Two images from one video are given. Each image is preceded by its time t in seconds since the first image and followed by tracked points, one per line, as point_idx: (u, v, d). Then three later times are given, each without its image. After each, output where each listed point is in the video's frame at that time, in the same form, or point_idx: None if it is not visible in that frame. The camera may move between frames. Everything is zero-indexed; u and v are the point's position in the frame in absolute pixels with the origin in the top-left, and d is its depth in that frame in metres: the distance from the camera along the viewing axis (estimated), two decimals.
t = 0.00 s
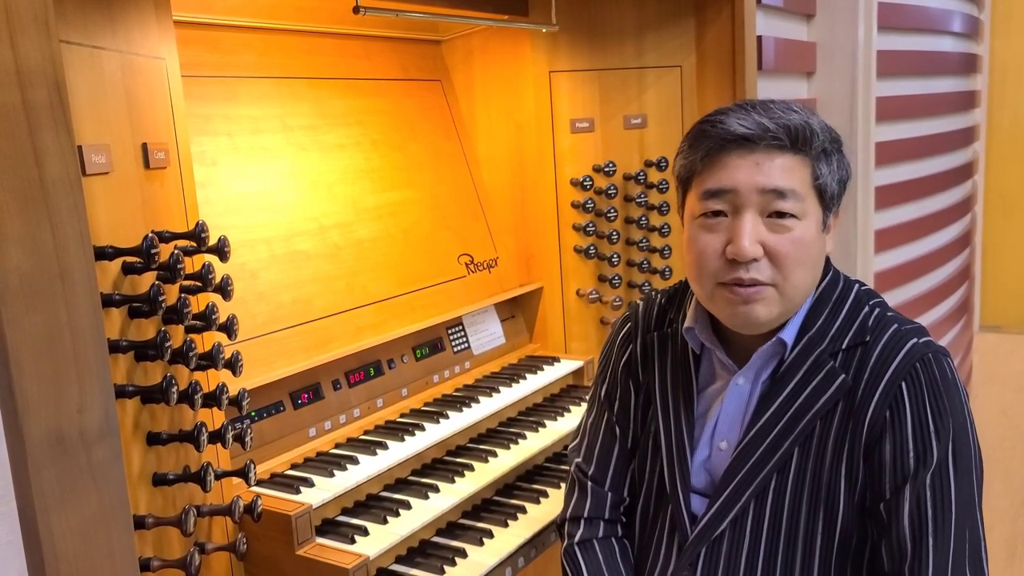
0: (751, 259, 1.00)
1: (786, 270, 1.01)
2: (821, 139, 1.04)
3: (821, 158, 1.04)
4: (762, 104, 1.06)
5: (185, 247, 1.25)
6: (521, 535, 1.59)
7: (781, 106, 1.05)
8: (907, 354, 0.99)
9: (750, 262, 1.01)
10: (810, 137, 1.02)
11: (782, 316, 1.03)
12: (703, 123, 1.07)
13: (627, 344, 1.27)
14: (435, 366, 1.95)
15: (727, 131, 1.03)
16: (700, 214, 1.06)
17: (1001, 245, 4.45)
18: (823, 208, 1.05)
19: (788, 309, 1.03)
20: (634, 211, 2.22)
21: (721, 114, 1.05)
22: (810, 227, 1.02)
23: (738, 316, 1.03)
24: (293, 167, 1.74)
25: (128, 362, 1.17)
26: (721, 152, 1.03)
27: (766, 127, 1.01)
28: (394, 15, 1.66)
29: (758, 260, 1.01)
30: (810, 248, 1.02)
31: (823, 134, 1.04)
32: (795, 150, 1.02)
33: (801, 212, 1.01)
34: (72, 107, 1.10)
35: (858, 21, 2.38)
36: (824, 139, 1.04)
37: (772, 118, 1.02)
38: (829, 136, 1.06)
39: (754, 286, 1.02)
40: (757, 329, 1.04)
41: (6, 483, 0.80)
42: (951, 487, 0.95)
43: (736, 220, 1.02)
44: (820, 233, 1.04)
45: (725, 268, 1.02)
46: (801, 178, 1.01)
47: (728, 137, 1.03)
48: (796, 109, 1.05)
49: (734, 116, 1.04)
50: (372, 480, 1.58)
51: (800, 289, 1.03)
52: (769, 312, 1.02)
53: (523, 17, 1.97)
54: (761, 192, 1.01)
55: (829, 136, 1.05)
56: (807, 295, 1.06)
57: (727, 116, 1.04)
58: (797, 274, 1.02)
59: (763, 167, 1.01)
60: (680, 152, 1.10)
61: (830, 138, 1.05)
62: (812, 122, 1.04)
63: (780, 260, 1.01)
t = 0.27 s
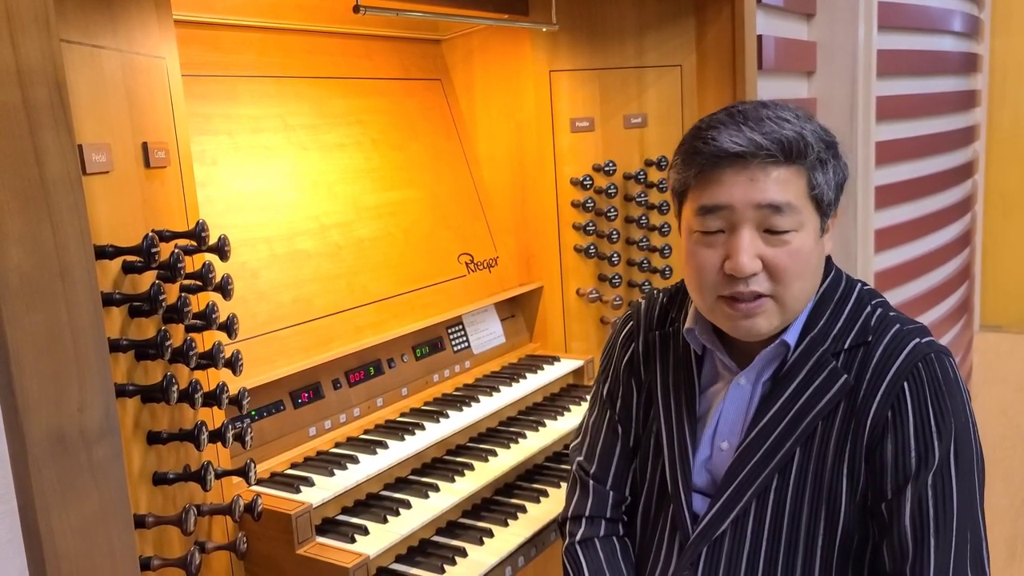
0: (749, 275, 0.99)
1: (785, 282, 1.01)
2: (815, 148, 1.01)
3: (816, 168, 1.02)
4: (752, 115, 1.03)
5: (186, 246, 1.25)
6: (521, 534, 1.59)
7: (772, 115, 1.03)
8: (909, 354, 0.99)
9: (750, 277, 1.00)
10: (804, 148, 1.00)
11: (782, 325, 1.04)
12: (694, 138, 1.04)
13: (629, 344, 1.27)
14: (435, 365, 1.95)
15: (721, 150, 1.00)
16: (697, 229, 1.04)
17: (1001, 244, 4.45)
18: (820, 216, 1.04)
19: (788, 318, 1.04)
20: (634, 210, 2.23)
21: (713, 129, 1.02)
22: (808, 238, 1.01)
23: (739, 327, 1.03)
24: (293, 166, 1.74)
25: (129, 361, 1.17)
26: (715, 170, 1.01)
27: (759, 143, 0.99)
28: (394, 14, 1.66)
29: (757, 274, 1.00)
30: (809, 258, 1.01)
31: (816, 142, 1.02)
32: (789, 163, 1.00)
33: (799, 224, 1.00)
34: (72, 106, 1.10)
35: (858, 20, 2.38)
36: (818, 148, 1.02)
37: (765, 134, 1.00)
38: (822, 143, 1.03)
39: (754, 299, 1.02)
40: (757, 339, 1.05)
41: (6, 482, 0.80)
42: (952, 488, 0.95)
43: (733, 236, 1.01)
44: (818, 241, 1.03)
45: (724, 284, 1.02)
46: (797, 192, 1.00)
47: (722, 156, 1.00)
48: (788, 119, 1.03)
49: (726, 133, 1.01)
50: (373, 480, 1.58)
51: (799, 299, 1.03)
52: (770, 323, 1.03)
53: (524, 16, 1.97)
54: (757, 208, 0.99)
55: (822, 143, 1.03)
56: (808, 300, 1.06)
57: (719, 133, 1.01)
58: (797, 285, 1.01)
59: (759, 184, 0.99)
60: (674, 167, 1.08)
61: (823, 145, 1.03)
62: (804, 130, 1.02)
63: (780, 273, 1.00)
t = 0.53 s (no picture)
0: (749, 292, 0.99)
1: (785, 296, 1.01)
2: (812, 162, 1.00)
3: (814, 182, 1.00)
4: (748, 130, 1.01)
5: (187, 246, 1.26)
6: (522, 533, 1.59)
7: (767, 129, 1.00)
8: (908, 352, 0.99)
9: (749, 294, 1.00)
10: (800, 164, 0.98)
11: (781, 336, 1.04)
12: (689, 158, 1.03)
13: (630, 342, 1.27)
14: (436, 365, 1.95)
15: (717, 171, 0.99)
16: (695, 246, 1.04)
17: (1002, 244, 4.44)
18: (819, 228, 1.03)
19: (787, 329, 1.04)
20: (635, 210, 2.23)
21: (709, 149, 1.00)
22: (808, 251, 1.00)
23: (740, 339, 1.04)
24: (294, 166, 1.74)
25: (130, 360, 1.17)
26: (712, 191, 1.00)
27: (754, 165, 0.97)
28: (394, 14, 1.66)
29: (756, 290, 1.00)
30: (809, 272, 1.01)
31: (813, 154, 1.00)
32: (786, 181, 0.98)
33: (798, 239, 0.99)
34: (74, 106, 1.11)
35: (859, 20, 2.38)
36: (816, 162, 1.00)
37: (762, 154, 0.98)
38: (819, 154, 1.01)
39: (753, 314, 1.02)
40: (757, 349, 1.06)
41: (8, 481, 0.81)
42: (951, 486, 0.95)
43: (732, 254, 1.00)
44: (818, 254, 1.02)
45: (724, 300, 1.02)
46: (796, 208, 0.99)
47: (718, 177, 0.99)
48: (786, 133, 1.00)
49: (720, 153, 0.99)
50: (374, 479, 1.58)
51: (799, 311, 1.03)
52: (769, 335, 1.03)
53: (524, 16, 1.97)
54: (756, 227, 0.99)
55: (819, 154, 1.01)
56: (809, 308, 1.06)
57: (715, 152, 1.00)
58: (796, 299, 1.01)
59: (756, 203, 0.98)
60: (671, 182, 1.06)
61: (821, 156, 1.01)
62: (800, 144, 1.00)
63: (780, 288, 1.00)
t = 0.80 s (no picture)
0: (734, 296, 1.00)
1: (772, 299, 1.01)
2: (790, 166, 1.00)
3: (794, 185, 1.00)
4: (725, 136, 1.01)
5: (188, 247, 1.26)
6: (522, 533, 1.60)
7: (744, 135, 1.01)
8: (905, 351, 1.00)
9: (735, 298, 1.01)
10: (777, 169, 0.99)
11: (772, 338, 1.04)
12: (669, 166, 1.04)
13: (629, 343, 1.28)
14: (436, 365, 1.95)
15: (694, 179, 1.00)
16: (681, 252, 1.05)
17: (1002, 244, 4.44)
18: (805, 230, 1.03)
19: (777, 331, 1.04)
20: (634, 211, 2.23)
21: (687, 157, 1.01)
22: (793, 253, 1.01)
23: (729, 342, 1.05)
24: (294, 167, 1.75)
25: (132, 360, 1.18)
26: (691, 197, 1.01)
27: (730, 172, 0.98)
28: (394, 15, 1.66)
29: (743, 293, 1.01)
30: (795, 274, 1.01)
31: (791, 158, 1.00)
32: (763, 185, 0.99)
33: (781, 242, 1.00)
34: (76, 107, 1.11)
35: (858, 21, 2.39)
36: (794, 166, 1.00)
37: (737, 160, 0.98)
38: (799, 157, 1.01)
39: (741, 316, 1.02)
40: (748, 351, 1.06)
41: (10, 480, 0.81)
42: (948, 484, 0.95)
43: (716, 260, 1.01)
44: (804, 255, 1.02)
45: (711, 304, 1.03)
46: (776, 212, 0.99)
47: (696, 184, 1.00)
48: (763, 138, 1.01)
49: (697, 161, 1.00)
50: (374, 479, 1.58)
51: (788, 313, 1.03)
52: (759, 337, 1.04)
53: (524, 17, 1.98)
54: (737, 232, 0.99)
55: (799, 158, 1.01)
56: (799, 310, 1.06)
57: (692, 160, 1.01)
58: (784, 301, 1.02)
59: (735, 209, 0.99)
60: (656, 192, 1.07)
61: (800, 159, 1.01)
62: (777, 148, 1.00)
63: (766, 291, 1.00)
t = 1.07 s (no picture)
0: (730, 287, 1.00)
1: (768, 289, 1.01)
2: (780, 156, 1.01)
3: (785, 175, 1.00)
4: (715, 131, 1.03)
5: (189, 246, 1.26)
6: (522, 532, 1.60)
7: (734, 129, 1.02)
8: (903, 349, 1.00)
9: (731, 289, 1.01)
10: (766, 159, 0.99)
11: (770, 329, 1.05)
12: (662, 162, 1.05)
13: (630, 342, 1.28)
14: (436, 364, 1.96)
15: (685, 172, 1.01)
16: (677, 246, 1.05)
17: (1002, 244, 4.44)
18: (799, 219, 1.03)
19: (775, 322, 1.04)
20: (635, 210, 2.24)
21: (678, 151, 1.03)
22: (787, 243, 1.01)
23: (728, 334, 1.05)
24: (295, 167, 1.75)
25: (134, 359, 1.18)
26: (684, 191, 1.02)
27: (719, 163, 0.99)
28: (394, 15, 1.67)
29: (739, 284, 1.01)
30: (789, 264, 1.01)
31: (780, 149, 1.01)
32: (753, 175, 0.99)
33: (775, 233, 1.00)
34: (78, 107, 1.12)
35: (859, 21, 2.39)
36: (784, 156, 1.01)
37: (727, 152, 1.00)
38: (788, 148, 1.02)
39: (738, 308, 1.03)
40: (747, 343, 1.06)
41: (13, 478, 0.81)
42: (947, 481, 0.95)
43: (711, 252, 1.01)
44: (799, 245, 1.02)
45: (707, 296, 1.03)
46: (768, 202, 1.00)
47: (687, 178, 1.01)
48: (751, 130, 1.02)
49: (688, 155, 1.02)
50: (375, 478, 1.59)
51: (784, 303, 1.03)
52: (756, 329, 1.04)
53: (524, 17, 1.98)
54: (729, 223, 1.00)
55: (789, 149, 1.02)
56: (797, 302, 1.06)
57: (683, 154, 1.02)
58: (779, 291, 1.02)
59: (727, 200, 1.00)
60: (651, 189, 1.09)
61: (790, 150, 1.02)
62: (766, 140, 1.01)
63: (762, 282, 1.01)
